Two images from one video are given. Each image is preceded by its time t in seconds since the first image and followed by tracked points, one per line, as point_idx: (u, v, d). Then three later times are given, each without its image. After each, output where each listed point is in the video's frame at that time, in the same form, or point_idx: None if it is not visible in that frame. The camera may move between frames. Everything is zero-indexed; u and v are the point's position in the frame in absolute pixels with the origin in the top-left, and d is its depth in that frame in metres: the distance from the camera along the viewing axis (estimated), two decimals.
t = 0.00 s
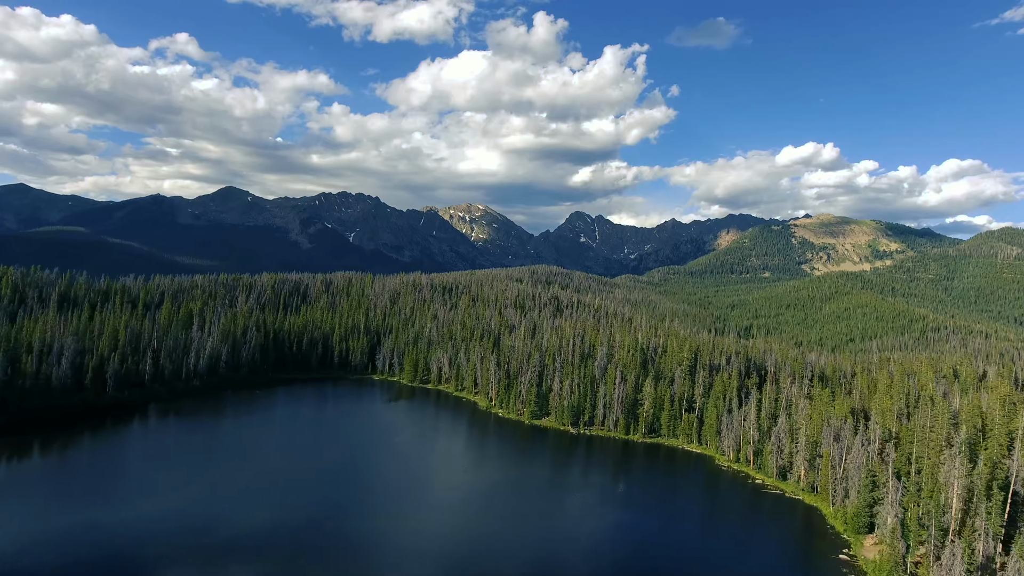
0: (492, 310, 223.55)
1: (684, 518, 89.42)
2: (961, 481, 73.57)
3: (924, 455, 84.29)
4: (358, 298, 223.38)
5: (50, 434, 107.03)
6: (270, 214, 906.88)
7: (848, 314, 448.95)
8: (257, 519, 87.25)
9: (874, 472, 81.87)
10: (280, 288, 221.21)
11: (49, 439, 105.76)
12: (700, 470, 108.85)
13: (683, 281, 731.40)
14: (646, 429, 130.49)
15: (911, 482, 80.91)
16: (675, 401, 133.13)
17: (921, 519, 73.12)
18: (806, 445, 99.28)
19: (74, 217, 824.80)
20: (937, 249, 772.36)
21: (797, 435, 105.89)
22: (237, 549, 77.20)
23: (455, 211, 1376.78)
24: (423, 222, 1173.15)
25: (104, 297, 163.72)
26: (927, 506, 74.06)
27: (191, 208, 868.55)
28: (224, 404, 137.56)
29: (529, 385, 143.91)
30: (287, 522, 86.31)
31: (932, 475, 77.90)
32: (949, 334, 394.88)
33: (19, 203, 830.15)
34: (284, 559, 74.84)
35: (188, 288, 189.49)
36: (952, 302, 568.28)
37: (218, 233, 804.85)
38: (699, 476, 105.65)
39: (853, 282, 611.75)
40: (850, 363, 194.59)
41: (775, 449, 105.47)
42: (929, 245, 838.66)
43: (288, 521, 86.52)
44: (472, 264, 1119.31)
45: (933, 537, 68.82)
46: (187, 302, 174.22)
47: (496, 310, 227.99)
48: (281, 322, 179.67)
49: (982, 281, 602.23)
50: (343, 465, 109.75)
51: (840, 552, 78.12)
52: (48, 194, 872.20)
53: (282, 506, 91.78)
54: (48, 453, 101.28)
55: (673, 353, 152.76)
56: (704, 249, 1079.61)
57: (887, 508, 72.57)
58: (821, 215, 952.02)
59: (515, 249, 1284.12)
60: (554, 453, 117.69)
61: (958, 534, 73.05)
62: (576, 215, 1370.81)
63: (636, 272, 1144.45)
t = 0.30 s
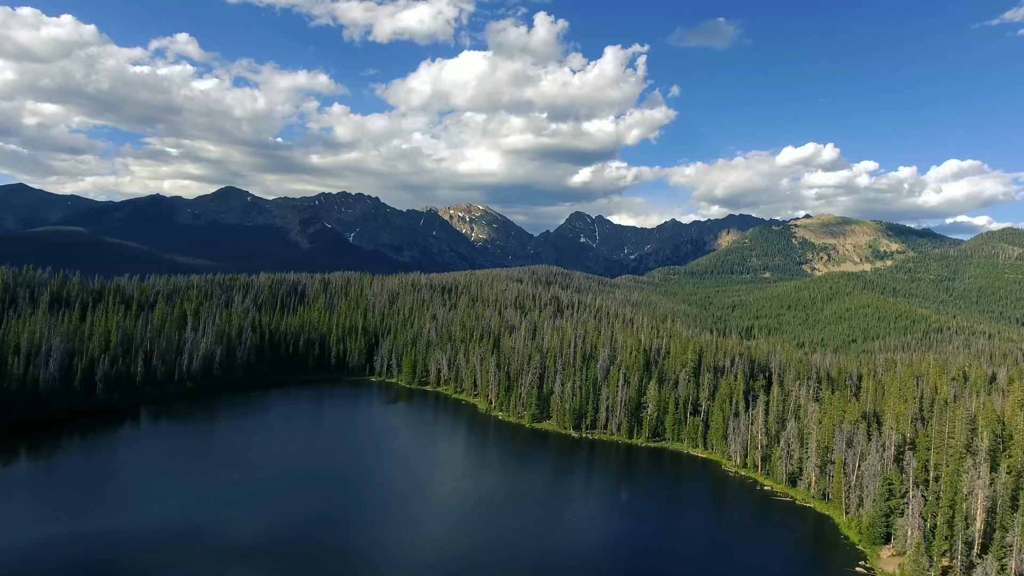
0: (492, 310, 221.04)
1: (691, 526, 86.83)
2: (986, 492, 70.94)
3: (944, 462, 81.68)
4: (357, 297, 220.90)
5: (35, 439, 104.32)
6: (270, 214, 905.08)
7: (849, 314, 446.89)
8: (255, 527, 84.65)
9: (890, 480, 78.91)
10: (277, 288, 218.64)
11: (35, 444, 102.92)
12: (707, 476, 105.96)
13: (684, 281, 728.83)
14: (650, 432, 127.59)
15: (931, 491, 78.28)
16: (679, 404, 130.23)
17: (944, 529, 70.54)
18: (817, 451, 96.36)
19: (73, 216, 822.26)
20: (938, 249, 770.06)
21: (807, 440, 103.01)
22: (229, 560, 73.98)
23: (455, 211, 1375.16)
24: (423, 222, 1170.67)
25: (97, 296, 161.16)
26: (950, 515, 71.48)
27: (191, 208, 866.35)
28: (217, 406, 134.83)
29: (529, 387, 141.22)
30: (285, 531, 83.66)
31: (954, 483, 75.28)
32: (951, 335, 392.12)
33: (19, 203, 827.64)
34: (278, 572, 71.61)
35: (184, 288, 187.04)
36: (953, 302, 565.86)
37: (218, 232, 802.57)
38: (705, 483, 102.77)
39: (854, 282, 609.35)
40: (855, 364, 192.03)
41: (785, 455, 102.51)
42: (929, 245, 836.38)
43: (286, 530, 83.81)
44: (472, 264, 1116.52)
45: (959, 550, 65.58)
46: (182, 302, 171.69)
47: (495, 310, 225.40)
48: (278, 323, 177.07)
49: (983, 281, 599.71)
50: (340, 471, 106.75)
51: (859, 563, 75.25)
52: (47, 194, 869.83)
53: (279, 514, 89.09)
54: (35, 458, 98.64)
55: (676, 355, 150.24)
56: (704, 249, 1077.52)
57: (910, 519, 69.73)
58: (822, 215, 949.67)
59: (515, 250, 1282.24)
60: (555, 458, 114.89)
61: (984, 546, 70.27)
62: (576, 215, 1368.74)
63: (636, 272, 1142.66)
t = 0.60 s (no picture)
0: (492, 311, 218.04)
1: (697, 534, 84.38)
2: (1012, 500, 68.47)
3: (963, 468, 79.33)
4: (355, 297, 218.26)
5: (21, 443, 101.31)
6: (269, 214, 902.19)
7: (850, 315, 444.16)
8: (253, 533, 82.34)
9: (909, 488, 76.03)
10: (275, 288, 216.12)
11: (21, 448, 100.11)
12: (714, 483, 103.18)
13: (685, 281, 725.89)
14: (654, 437, 124.70)
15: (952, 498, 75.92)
16: (684, 408, 127.31)
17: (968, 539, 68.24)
18: (829, 457, 93.57)
19: (72, 216, 818.81)
20: (939, 249, 767.12)
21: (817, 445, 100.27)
22: (226, 568, 71.29)
23: (455, 211, 1373.00)
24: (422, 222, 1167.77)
25: (91, 296, 158.57)
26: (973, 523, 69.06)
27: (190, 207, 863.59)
28: (211, 409, 132.10)
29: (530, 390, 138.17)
30: (284, 538, 81.14)
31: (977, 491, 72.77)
32: (953, 335, 389.04)
33: (18, 203, 823.96)
34: None
35: (180, 288, 184.37)
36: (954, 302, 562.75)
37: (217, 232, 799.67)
38: (712, 489, 100.13)
39: (856, 282, 606.35)
40: (860, 365, 189.65)
41: (795, 461, 99.65)
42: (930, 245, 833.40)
43: (284, 536, 81.38)
44: (472, 264, 1113.38)
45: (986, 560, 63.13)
46: (176, 303, 168.98)
47: (495, 310, 222.60)
48: (274, 323, 174.11)
49: (985, 281, 596.58)
50: (337, 476, 104.17)
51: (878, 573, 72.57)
52: (47, 194, 866.70)
53: (278, 520, 86.64)
54: (20, 463, 95.80)
55: (680, 357, 147.57)
56: (704, 249, 1074.71)
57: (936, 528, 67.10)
58: (822, 215, 946.80)
59: (515, 249, 1279.64)
60: (557, 463, 112.45)
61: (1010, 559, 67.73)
62: (576, 215, 1366.53)
63: (636, 272, 1139.89)
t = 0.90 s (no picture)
0: (491, 311, 215.34)
1: (704, 542, 81.90)
2: None
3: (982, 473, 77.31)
4: (353, 298, 215.57)
5: (5, 448, 98.56)
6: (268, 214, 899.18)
7: (852, 315, 441.36)
8: (252, 539, 80.26)
9: (929, 498, 73.10)
10: (272, 288, 213.53)
11: (6, 454, 97.42)
12: (721, 489, 100.51)
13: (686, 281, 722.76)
14: (658, 441, 122.08)
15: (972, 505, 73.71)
16: (690, 411, 124.78)
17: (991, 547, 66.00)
18: (841, 463, 90.91)
19: (71, 216, 815.28)
20: (939, 249, 764.52)
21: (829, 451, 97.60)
22: None
23: (455, 211, 1370.46)
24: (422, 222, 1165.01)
25: (83, 297, 155.88)
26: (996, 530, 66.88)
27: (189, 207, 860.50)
28: (204, 412, 129.50)
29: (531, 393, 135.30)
30: (284, 544, 79.04)
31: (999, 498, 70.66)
32: (955, 335, 386.20)
33: (17, 203, 820.04)
34: None
35: (174, 288, 181.64)
36: (956, 302, 559.86)
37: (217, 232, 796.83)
38: (719, 495, 97.61)
39: (857, 282, 603.79)
40: (866, 366, 187.04)
41: (806, 468, 96.99)
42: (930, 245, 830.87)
43: (285, 542, 79.38)
44: (472, 264, 1110.95)
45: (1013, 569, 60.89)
46: (170, 303, 166.32)
47: (494, 311, 219.98)
48: (270, 324, 171.51)
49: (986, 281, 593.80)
50: (334, 482, 101.46)
51: None
52: (46, 194, 863.12)
53: (278, 526, 84.52)
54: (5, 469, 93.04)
55: (683, 359, 145.22)
56: (704, 249, 1072.02)
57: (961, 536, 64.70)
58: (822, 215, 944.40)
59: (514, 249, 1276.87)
60: (559, 467, 110.07)
61: None
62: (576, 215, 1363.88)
63: (636, 271, 1137.08)
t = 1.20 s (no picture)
0: (491, 312, 212.68)
1: (709, 551, 79.63)
2: None
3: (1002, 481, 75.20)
4: (351, 298, 212.84)
5: None
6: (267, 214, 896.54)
7: (853, 315, 438.49)
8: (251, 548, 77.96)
9: (952, 509, 70.18)
10: (269, 288, 210.71)
11: None
12: (727, 496, 98.02)
13: (686, 282, 719.82)
14: (662, 445, 119.45)
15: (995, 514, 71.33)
16: (695, 415, 122.21)
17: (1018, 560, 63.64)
18: (856, 471, 88.15)
19: (70, 216, 811.71)
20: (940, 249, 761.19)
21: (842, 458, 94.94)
22: None
23: (454, 211, 1368.30)
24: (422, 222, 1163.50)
25: (74, 297, 152.91)
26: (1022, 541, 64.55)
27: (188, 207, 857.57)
28: (197, 415, 126.95)
29: (531, 396, 132.78)
30: (282, 553, 76.70)
31: None
32: (958, 336, 382.89)
33: (16, 202, 816.34)
34: None
35: (168, 288, 178.80)
36: (958, 303, 556.22)
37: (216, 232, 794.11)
38: (728, 503, 95.04)
39: (858, 282, 600.71)
40: (872, 367, 184.35)
41: (818, 476, 94.29)
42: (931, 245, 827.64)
43: (283, 551, 77.19)
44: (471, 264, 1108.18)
45: None
46: (163, 304, 163.43)
47: (494, 311, 217.26)
48: (266, 325, 168.83)
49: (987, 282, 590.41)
50: (331, 488, 99.17)
51: None
52: (45, 194, 859.44)
53: (275, 534, 82.22)
54: None
55: (687, 362, 142.74)
56: (705, 249, 1068.97)
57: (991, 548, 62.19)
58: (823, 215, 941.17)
59: (514, 250, 1274.01)
60: (560, 473, 107.47)
61: None
62: (576, 215, 1361.33)
63: (636, 271, 1134.55)
